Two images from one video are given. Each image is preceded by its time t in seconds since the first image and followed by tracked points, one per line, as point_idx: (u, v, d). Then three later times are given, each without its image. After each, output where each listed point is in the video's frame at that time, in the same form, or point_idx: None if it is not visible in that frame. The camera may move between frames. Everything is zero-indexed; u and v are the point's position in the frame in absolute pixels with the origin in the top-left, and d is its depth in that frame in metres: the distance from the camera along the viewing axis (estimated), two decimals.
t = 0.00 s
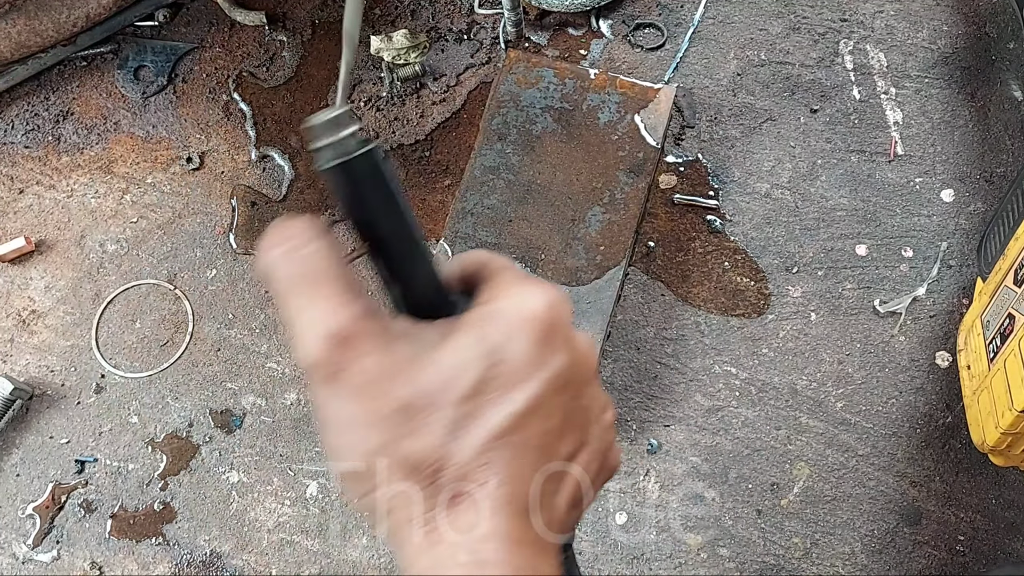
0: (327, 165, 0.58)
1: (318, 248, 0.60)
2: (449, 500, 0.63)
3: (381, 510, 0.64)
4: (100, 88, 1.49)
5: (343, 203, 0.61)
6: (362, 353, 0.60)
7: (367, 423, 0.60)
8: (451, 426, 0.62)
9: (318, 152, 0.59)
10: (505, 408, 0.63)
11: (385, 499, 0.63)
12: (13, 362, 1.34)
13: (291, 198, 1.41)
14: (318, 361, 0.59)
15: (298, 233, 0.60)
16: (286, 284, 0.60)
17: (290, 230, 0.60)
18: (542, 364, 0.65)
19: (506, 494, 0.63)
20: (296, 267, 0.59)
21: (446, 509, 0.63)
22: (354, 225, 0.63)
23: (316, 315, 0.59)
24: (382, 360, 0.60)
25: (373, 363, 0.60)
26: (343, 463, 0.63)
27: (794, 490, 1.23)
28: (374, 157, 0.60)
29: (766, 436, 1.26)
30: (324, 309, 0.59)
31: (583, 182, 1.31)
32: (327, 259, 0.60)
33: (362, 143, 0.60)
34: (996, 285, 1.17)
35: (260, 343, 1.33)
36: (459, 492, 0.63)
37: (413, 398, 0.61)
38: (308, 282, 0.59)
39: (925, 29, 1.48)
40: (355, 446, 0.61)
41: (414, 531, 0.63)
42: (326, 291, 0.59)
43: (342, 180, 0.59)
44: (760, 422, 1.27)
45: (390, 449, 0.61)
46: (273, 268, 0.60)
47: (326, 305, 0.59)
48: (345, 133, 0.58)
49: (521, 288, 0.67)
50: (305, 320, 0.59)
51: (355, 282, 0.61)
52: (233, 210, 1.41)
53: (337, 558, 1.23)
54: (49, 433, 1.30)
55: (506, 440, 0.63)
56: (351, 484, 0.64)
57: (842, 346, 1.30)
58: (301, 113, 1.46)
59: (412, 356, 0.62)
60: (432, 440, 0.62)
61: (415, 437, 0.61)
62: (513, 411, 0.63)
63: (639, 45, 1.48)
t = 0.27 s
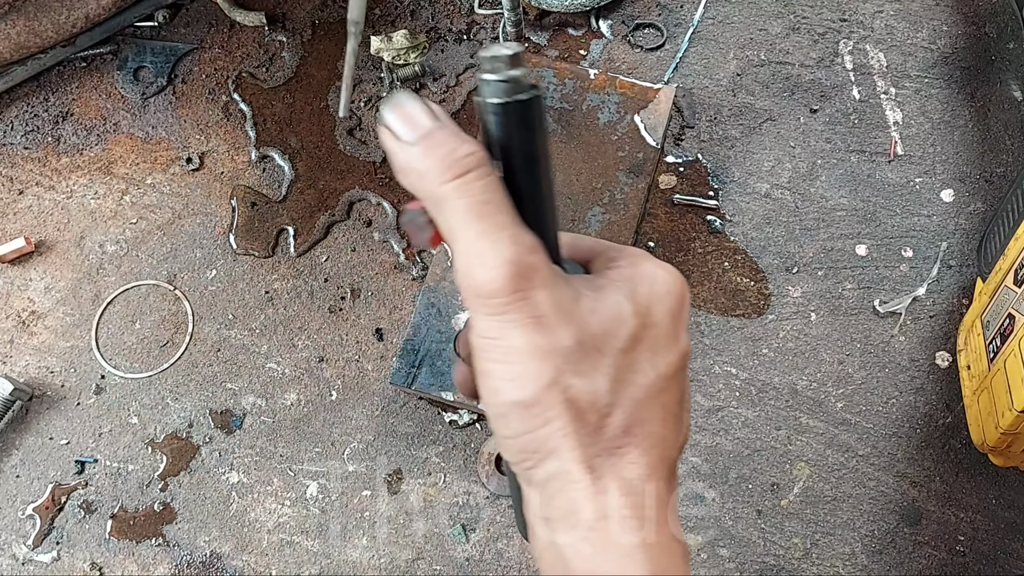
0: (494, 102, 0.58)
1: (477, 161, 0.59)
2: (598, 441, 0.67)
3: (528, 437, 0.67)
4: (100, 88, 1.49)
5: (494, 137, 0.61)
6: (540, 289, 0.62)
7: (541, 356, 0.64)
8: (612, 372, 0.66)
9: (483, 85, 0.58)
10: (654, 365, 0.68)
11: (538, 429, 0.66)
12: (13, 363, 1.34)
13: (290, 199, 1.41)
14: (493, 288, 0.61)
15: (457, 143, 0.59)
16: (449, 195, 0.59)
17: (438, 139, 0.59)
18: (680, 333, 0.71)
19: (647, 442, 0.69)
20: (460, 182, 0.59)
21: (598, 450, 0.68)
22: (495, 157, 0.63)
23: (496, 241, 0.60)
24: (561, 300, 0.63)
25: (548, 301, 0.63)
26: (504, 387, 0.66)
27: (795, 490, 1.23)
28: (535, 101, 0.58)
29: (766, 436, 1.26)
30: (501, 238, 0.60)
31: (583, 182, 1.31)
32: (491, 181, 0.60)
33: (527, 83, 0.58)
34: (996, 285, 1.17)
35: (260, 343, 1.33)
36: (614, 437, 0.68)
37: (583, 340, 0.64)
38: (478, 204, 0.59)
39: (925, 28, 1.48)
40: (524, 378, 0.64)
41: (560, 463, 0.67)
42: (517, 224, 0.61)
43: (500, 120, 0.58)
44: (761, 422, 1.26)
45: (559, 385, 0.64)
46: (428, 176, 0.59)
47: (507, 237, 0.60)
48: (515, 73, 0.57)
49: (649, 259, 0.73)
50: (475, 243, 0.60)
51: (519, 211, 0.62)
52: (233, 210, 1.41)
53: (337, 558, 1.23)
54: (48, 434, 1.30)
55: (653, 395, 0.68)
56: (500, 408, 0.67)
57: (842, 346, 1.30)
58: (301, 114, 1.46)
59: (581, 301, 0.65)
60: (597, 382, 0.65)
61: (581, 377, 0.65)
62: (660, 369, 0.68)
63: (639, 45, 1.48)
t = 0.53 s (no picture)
0: (564, 66, 0.53)
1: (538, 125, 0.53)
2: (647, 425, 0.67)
3: (579, 421, 0.64)
4: (100, 88, 1.49)
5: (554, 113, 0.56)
6: (608, 270, 0.58)
7: (608, 340, 0.60)
8: (666, 356, 0.65)
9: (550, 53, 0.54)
10: (702, 349, 0.70)
11: (590, 414, 0.63)
12: (13, 363, 1.34)
13: (291, 199, 1.41)
14: (561, 270, 0.55)
15: (519, 103, 0.52)
16: (511, 160, 0.52)
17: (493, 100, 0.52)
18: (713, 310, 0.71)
19: (696, 429, 0.70)
20: (526, 148, 0.51)
21: (650, 435, 0.67)
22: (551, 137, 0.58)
23: (570, 218, 0.54)
24: (623, 281, 0.60)
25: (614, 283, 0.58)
26: (556, 371, 0.61)
27: (795, 490, 1.23)
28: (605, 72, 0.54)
29: (767, 436, 1.26)
30: (573, 214, 0.54)
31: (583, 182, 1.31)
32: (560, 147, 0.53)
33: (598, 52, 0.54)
34: (996, 285, 1.17)
35: (261, 343, 1.33)
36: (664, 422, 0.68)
37: (642, 324, 0.62)
38: (546, 174, 0.52)
39: (925, 28, 1.48)
40: (584, 364, 0.60)
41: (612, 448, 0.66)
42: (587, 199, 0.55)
43: (567, 91, 0.54)
44: (761, 422, 1.26)
45: (620, 372, 0.62)
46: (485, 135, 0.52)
47: (581, 213, 0.54)
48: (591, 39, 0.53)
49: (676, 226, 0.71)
50: (544, 218, 0.53)
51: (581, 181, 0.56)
52: (233, 210, 1.41)
53: (337, 559, 1.23)
54: (48, 434, 1.30)
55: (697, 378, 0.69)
56: (547, 390, 0.63)
57: (842, 346, 1.30)
58: (301, 113, 1.46)
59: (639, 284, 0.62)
60: (654, 367, 0.64)
61: (639, 364, 0.63)
62: (705, 352, 0.70)
63: (639, 45, 1.48)
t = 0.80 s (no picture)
0: (483, 97, 0.53)
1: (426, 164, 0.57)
2: (504, 461, 0.71)
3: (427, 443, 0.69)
4: (100, 88, 1.49)
5: (471, 131, 0.56)
6: (465, 315, 0.59)
7: (457, 379, 0.63)
8: (532, 398, 0.67)
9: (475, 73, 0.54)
10: (580, 393, 0.70)
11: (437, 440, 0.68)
12: (13, 362, 1.33)
13: (290, 198, 1.41)
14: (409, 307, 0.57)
15: (411, 145, 0.57)
16: (386, 197, 0.56)
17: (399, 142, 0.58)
18: (615, 365, 0.71)
19: (561, 459, 0.73)
20: (403, 187, 0.56)
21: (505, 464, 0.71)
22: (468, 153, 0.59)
23: (429, 254, 0.56)
24: (490, 328, 0.60)
25: (471, 327, 0.60)
26: (408, 399, 0.65)
27: (794, 490, 1.23)
28: (527, 107, 0.53)
29: (766, 436, 1.26)
30: (434, 251, 0.56)
31: (583, 182, 1.31)
32: (438, 184, 0.57)
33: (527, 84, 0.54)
34: (996, 285, 1.17)
35: (260, 343, 1.33)
36: (524, 457, 0.71)
37: (504, 369, 0.63)
38: (415, 211, 0.56)
39: (925, 29, 1.48)
40: (433, 395, 0.64)
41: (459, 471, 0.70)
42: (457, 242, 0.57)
43: (482, 117, 0.54)
44: (760, 422, 1.26)
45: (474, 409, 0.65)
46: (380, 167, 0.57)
47: (441, 249, 0.56)
48: (515, 72, 0.52)
49: (608, 260, 0.71)
50: (409, 256, 0.56)
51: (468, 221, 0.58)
52: (233, 210, 1.41)
53: (337, 558, 1.23)
54: (48, 434, 1.30)
55: (569, 421, 0.71)
56: (404, 408, 0.66)
57: (842, 346, 1.30)
58: (301, 113, 1.46)
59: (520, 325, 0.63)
60: (515, 408, 0.67)
61: (500, 403, 0.66)
62: (584, 397, 0.70)
63: (639, 45, 1.48)
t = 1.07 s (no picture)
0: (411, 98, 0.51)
1: (356, 168, 0.55)
2: (437, 467, 0.65)
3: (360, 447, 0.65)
4: (100, 88, 1.49)
5: (404, 133, 0.54)
6: (390, 314, 0.56)
7: (382, 379, 0.59)
8: (469, 404, 0.62)
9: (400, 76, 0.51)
10: (522, 394, 0.65)
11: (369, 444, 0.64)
12: (13, 363, 1.33)
13: (290, 198, 1.41)
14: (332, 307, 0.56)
15: (344, 143, 0.55)
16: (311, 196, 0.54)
17: (330, 150, 0.55)
18: (565, 367, 0.66)
19: (501, 470, 0.67)
20: (331, 187, 0.54)
21: (441, 474, 0.66)
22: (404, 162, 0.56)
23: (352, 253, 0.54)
24: (419, 328, 0.57)
25: (397, 327, 0.57)
26: (342, 397, 0.61)
27: (795, 490, 1.23)
28: (460, 102, 0.52)
29: (766, 436, 1.26)
30: (359, 253, 0.54)
31: (583, 182, 1.31)
32: (364, 188, 0.54)
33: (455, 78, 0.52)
34: (996, 285, 1.17)
35: (260, 343, 1.33)
36: (459, 456, 0.65)
37: (430, 369, 0.59)
38: (340, 210, 0.54)
39: (925, 28, 1.48)
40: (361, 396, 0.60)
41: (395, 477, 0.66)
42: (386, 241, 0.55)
43: (413, 117, 0.52)
44: (761, 422, 1.26)
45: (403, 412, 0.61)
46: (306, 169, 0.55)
47: (364, 251, 0.54)
48: (442, 67, 0.50)
49: (564, 256, 0.65)
50: (334, 258, 0.54)
51: (400, 223, 0.56)
52: (233, 210, 1.41)
53: (337, 558, 1.23)
54: (48, 434, 1.30)
55: (506, 426, 0.65)
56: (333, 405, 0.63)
57: (842, 346, 1.30)
58: (301, 113, 1.46)
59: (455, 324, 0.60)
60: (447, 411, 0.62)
61: (430, 407, 0.61)
62: (528, 399, 0.65)
63: (639, 45, 1.48)
